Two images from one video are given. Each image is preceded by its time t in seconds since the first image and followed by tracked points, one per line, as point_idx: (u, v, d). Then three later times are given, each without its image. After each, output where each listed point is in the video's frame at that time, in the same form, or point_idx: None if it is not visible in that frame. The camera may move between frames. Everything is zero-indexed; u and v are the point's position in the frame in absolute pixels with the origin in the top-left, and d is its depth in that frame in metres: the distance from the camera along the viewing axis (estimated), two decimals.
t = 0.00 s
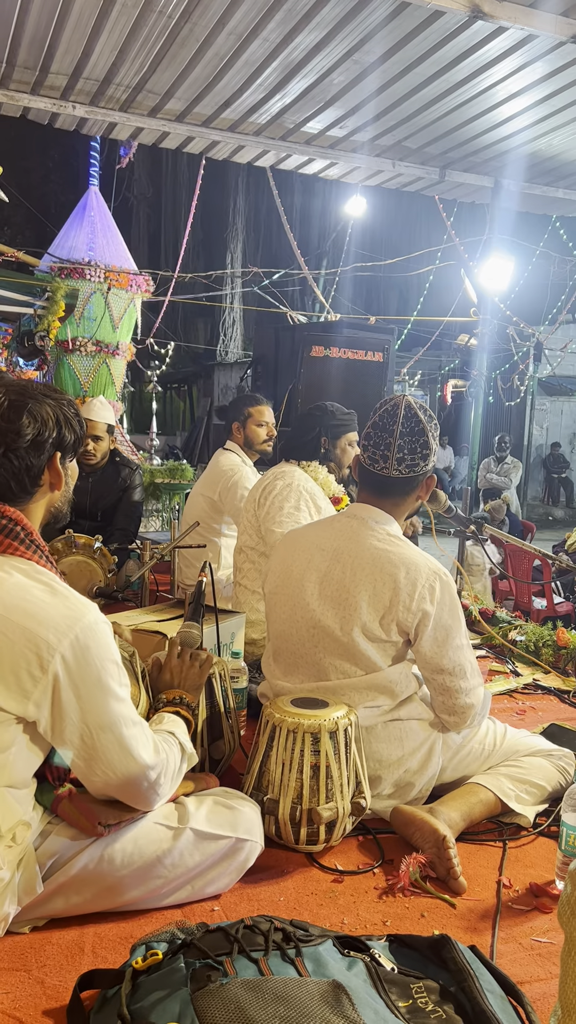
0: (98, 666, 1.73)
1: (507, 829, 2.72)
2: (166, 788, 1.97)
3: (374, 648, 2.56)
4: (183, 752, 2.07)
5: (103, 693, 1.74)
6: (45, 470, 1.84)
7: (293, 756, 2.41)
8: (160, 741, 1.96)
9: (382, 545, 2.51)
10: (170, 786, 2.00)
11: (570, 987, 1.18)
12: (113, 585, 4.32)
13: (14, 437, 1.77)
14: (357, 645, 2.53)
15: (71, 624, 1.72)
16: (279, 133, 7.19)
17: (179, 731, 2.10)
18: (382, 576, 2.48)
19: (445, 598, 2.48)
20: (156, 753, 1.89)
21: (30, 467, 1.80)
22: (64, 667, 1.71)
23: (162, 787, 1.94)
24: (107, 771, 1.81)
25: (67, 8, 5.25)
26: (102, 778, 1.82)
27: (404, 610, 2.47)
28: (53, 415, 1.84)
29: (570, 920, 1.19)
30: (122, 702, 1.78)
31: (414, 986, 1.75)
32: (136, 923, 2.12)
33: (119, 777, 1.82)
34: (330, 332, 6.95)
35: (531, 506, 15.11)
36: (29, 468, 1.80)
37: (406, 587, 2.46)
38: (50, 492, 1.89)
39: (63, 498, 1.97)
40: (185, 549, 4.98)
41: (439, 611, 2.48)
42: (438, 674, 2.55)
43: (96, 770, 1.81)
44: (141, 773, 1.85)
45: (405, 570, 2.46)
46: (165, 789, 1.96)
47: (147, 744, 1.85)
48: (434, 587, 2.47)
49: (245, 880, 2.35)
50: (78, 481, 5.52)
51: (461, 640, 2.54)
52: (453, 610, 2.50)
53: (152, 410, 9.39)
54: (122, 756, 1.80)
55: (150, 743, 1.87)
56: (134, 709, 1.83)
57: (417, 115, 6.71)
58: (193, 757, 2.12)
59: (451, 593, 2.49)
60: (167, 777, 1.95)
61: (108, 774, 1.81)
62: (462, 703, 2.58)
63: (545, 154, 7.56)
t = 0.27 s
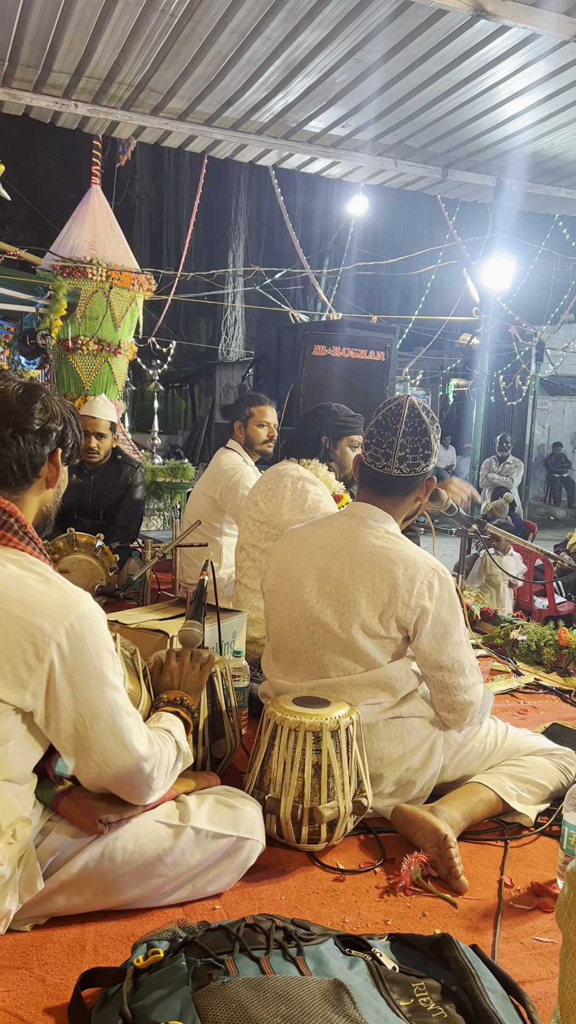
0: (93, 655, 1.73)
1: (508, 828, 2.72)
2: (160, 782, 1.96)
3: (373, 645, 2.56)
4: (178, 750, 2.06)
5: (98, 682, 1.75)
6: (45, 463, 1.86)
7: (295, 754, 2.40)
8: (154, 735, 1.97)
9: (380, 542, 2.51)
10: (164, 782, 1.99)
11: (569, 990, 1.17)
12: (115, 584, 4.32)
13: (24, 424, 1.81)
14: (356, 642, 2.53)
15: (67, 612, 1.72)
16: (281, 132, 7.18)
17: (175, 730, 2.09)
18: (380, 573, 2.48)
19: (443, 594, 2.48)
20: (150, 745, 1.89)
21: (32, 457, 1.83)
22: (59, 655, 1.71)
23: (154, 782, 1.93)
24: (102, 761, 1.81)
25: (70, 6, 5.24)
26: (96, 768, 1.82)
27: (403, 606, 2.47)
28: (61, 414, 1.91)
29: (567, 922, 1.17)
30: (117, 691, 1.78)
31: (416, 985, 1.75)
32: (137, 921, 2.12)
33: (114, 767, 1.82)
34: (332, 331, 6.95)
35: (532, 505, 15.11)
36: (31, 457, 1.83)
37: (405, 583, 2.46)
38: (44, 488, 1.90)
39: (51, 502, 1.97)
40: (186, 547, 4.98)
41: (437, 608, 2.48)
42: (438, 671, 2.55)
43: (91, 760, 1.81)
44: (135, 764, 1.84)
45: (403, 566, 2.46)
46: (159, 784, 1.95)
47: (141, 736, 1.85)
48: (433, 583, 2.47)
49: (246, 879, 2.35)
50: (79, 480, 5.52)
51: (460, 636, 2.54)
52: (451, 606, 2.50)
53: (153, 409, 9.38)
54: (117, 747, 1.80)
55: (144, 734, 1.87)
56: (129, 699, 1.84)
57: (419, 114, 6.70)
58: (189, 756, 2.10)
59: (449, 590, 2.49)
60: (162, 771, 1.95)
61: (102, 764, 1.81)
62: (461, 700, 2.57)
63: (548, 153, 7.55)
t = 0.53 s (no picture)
0: (86, 638, 1.74)
1: (508, 828, 2.72)
2: (154, 773, 1.95)
3: (375, 644, 2.56)
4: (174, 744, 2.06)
5: (91, 664, 1.75)
6: (30, 455, 1.85)
7: (295, 753, 2.41)
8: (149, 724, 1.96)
9: (382, 540, 2.52)
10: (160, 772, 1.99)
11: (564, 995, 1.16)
12: (115, 582, 4.32)
13: (8, 414, 1.82)
14: (358, 641, 2.53)
15: (59, 594, 1.72)
16: (283, 131, 7.17)
17: (173, 724, 2.09)
18: (382, 572, 2.48)
19: (445, 593, 2.49)
20: (144, 732, 1.88)
21: (17, 448, 1.82)
22: (52, 637, 1.71)
23: (150, 770, 1.92)
24: (96, 745, 1.80)
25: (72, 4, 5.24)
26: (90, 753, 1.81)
27: (405, 605, 2.47)
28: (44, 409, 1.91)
29: (562, 925, 1.17)
30: (110, 674, 1.78)
31: (416, 984, 1.75)
32: (137, 920, 2.12)
33: (108, 752, 1.82)
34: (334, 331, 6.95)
35: (533, 505, 15.11)
36: (17, 448, 1.82)
37: (406, 582, 2.46)
38: (30, 482, 1.89)
39: (40, 501, 1.94)
40: (187, 546, 4.98)
41: (439, 607, 2.48)
42: (439, 670, 2.55)
43: (86, 745, 1.80)
44: (129, 749, 1.84)
45: (405, 566, 2.46)
46: (154, 772, 1.95)
47: (136, 721, 1.85)
48: (434, 582, 2.47)
49: (247, 878, 2.35)
50: (80, 479, 5.53)
51: (462, 636, 2.54)
52: (453, 605, 2.50)
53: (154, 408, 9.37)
54: (111, 731, 1.79)
55: (138, 720, 1.87)
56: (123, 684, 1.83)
57: (421, 113, 6.70)
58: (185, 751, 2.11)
59: (451, 589, 2.50)
60: (157, 758, 1.94)
61: (97, 749, 1.81)
62: (463, 698, 2.57)
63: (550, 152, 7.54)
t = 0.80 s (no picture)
0: (71, 616, 1.74)
1: (510, 827, 2.72)
2: (148, 756, 1.94)
3: (378, 644, 2.56)
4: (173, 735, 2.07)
5: (77, 644, 1.75)
6: (9, 449, 1.83)
7: (296, 752, 2.40)
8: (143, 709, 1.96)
9: (386, 541, 2.51)
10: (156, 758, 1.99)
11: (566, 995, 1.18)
12: (116, 581, 4.32)
13: None
14: (361, 642, 2.53)
15: (42, 575, 1.73)
16: (284, 129, 7.17)
17: (171, 715, 2.10)
18: (386, 573, 2.47)
19: (449, 595, 2.48)
20: (137, 714, 1.87)
21: None
22: (38, 618, 1.71)
23: (143, 754, 1.91)
24: (87, 727, 1.80)
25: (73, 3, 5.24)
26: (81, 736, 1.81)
27: (408, 607, 2.47)
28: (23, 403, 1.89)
29: (564, 928, 1.18)
30: (98, 654, 1.78)
31: (417, 983, 1.75)
32: (138, 918, 2.12)
33: (100, 734, 1.81)
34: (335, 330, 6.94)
35: (535, 504, 15.11)
36: None
37: (410, 584, 2.45)
38: (11, 476, 1.87)
39: (23, 495, 1.92)
40: (188, 545, 4.98)
41: (443, 608, 2.48)
42: (442, 671, 2.55)
43: (76, 728, 1.80)
44: (121, 730, 1.83)
45: (409, 567, 2.46)
46: (148, 757, 1.94)
47: (127, 702, 1.84)
48: (438, 583, 2.47)
49: (248, 877, 2.35)
50: (81, 478, 5.53)
51: (465, 637, 2.54)
52: (457, 607, 2.50)
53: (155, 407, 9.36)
54: (101, 712, 1.79)
55: (130, 702, 1.86)
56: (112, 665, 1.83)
57: (423, 112, 6.69)
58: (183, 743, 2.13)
59: (455, 590, 2.49)
60: (151, 742, 1.93)
61: (88, 732, 1.80)
62: (465, 700, 2.57)
63: (552, 151, 7.54)
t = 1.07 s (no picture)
0: (75, 622, 1.73)
1: (510, 827, 2.72)
2: (148, 760, 1.96)
3: (382, 647, 2.56)
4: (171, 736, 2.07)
5: (81, 650, 1.74)
6: (15, 448, 1.83)
7: (297, 751, 2.41)
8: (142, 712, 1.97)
9: (393, 544, 2.51)
10: (155, 762, 2.01)
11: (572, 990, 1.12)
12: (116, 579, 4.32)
13: None
14: (364, 644, 2.53)
15: (47, 580, 1.72)
16: (286, 128, 7.16)
17: (170, 716, 2.10)
18: (392, 576, 2.47)
19: (455, 599, 2.48)
20: (137, 718, 1.89)
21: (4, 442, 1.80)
22: (42, 624, 1.70)
23: (142, 757, 1.93)
24: (88, 731, 1.81)
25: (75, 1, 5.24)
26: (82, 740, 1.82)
27: (413, 611, 2.47)
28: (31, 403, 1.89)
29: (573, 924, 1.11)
30: (101, 660, 1.78)
31: (417, 982, 1.75)
32: (138, 916, 2.12)
33: (100, 738, 1.82)
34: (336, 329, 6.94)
35: (536, 504, 15.11)
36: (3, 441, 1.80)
37: (416, 588, 2.45)
38: (17, 475, 1.87)
39: (28, 495, 1.92)
40: (189, 543, 4.98)
41: (448, 613, 2.48)
42: (445, 675, 2.55)
43: (78, 732, 1.81)
44: (122, 735, 1.84)
45: (415, 571, 2.46)
46: (147, 761, 1.95)
47: (128, 707, 1.85)
48: (444, 588, 2.47)
49: (248, 875, 2.35)
50: (82, 477, 5.53)
51: (469, 642, 2.53)
52: (462, 612, 2.50)
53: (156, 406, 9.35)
54: (103, 717, 1.80)
55: (131, 706, 1.87)
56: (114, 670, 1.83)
57: (425, 111, 6.69)
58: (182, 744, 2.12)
59: (461, 595, 2.49)
60: (150, 746, 1.95)
61: (89, 736, 1.81)
62: (467, 705, 2.57)
63: (554, 151, 7.53)
